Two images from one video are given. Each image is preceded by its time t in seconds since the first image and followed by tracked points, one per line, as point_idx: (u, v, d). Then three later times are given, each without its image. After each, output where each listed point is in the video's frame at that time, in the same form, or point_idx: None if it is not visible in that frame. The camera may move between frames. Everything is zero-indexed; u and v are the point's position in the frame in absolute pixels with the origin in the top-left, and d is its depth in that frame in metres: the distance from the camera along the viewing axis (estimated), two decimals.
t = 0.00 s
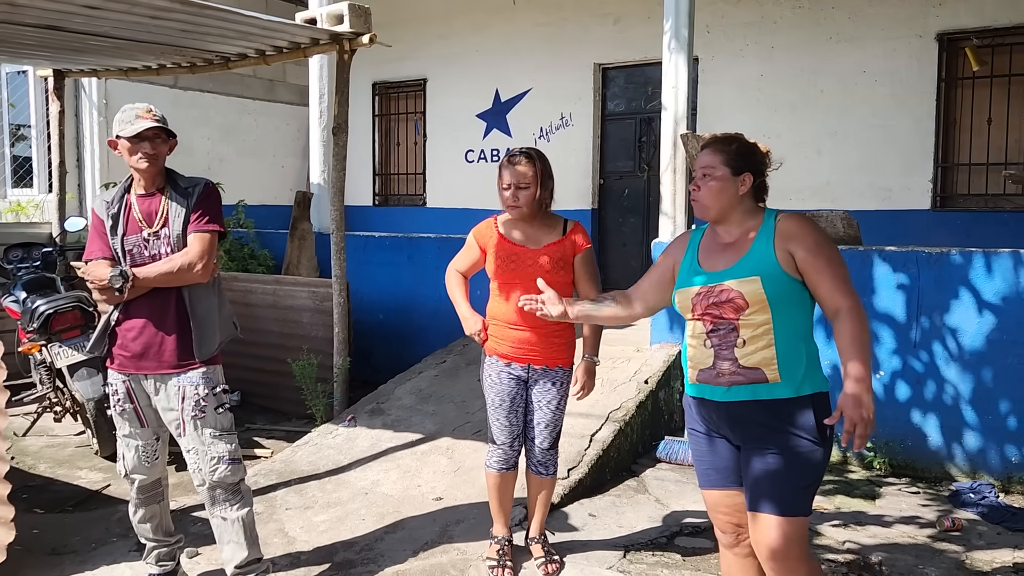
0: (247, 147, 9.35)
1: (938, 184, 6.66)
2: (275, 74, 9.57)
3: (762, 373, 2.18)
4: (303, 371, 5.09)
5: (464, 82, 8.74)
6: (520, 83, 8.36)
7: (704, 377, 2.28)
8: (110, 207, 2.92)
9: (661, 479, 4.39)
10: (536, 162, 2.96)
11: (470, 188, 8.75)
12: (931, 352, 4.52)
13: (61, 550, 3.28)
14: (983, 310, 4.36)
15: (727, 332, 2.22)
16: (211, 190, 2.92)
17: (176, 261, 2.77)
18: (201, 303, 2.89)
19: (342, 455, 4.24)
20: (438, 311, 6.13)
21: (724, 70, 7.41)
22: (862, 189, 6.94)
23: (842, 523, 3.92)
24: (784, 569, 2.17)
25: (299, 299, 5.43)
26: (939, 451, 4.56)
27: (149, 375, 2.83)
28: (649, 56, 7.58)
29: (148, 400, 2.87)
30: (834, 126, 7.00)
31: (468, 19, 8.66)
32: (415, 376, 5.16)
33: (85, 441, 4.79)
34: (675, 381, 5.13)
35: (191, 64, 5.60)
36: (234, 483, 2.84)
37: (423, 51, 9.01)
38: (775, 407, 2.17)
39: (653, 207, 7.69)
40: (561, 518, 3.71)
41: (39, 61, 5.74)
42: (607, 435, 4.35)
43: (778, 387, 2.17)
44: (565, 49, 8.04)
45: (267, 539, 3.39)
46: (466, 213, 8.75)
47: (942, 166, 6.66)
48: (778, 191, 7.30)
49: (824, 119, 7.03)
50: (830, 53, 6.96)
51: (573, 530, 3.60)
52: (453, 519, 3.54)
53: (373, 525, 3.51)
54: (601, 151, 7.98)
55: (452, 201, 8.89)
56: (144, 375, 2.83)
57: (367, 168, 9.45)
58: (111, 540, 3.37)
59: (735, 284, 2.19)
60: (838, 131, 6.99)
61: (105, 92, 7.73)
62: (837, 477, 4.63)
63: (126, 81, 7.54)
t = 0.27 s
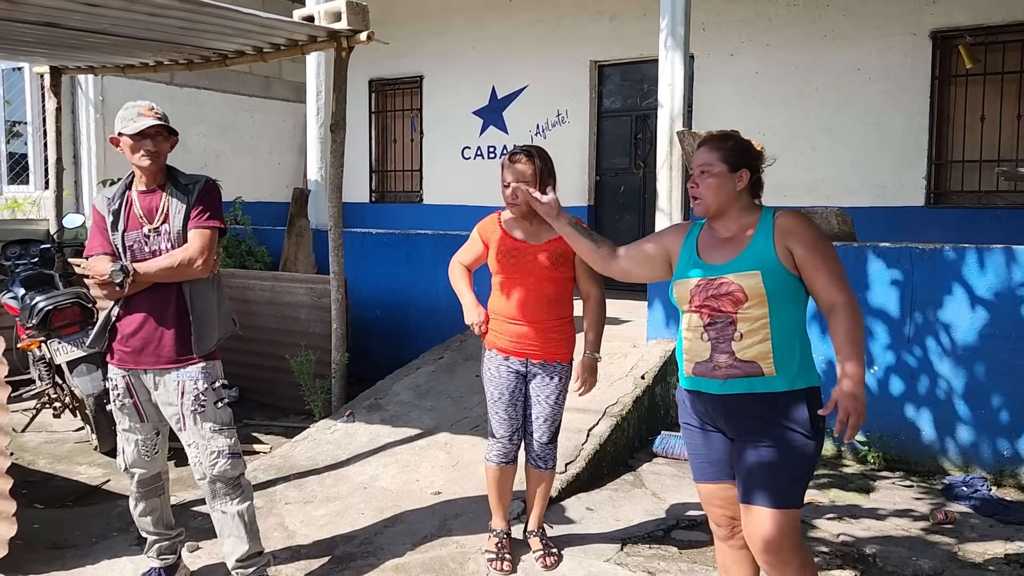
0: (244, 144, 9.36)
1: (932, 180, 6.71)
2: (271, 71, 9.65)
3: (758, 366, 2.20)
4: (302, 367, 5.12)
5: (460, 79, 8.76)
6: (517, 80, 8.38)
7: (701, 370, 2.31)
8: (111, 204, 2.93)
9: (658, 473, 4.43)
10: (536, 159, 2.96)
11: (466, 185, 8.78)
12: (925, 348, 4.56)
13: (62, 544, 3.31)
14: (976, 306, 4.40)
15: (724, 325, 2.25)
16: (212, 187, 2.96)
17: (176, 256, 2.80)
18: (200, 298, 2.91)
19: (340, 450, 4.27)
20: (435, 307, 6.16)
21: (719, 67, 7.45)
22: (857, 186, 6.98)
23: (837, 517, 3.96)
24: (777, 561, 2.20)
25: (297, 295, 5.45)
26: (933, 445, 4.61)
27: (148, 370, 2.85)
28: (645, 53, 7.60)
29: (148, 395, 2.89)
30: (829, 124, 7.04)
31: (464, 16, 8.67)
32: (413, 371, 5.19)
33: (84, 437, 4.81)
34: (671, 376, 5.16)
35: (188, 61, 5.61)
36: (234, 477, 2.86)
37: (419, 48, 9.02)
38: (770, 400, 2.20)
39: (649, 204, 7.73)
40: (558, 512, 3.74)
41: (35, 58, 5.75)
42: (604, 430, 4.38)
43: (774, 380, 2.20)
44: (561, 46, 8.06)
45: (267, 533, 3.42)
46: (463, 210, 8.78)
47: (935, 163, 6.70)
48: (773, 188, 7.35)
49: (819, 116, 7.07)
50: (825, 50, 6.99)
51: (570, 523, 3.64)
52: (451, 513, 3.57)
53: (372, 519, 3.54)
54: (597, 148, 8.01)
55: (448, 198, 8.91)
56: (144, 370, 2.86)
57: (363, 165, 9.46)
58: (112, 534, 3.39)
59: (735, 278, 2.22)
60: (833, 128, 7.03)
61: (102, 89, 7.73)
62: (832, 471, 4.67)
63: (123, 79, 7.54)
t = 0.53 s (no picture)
0: (239, 141, 9.35)
1: (925, 177, 6.74)
2: (265, 69, 9.62)
3: (749, 360, 2.23)
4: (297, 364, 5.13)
5: (455, 76, 8.76)
6: (511, 77, 8.39)
7: (693, 365, 2.34)
8: (107, 201, 2.95)
9: (651, 469, 4.45)
10: (534, 159, 2.98)
11: (461, 182, 8.79)
12: (916, 344, 4.59)
13: (57, 540, 3.32)
14: (967, 302, 4.43)
15: (715, 320, 2.28)
16: (207, 185, 2.96)
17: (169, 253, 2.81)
18: (195, 295, 2.92)
19: (335, 447, 4.28)
20: (429, 304, 6.17)
21: (713, 65, 7.47)
22: (850, 183, 7.01)
23: (829, 512, 3.99)
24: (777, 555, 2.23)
25: (292, 292, 5.46)
26: (924, 441, 4.64)
27: (143, 367, 2.86)
28: (639, 51, 7.62)
29: (142, 391, 2.90)
30: (822, 121, 7.07)
31: (459, 13, 8.68)
32: (407, 368, 5.21)
33: (79, 434, 4.81)
34: (665, 373, 5.19)
35: (183, 58, 5.61)
36: (229, 473, 2.88)
37: (414, 46, 9.03)
38: (763, 394, 2.22)
39: (643, 201, 7.75)
40: (552, 507, 3.77)
41: (29, 55, 5.73)
42: (598, 426, 4.40)
43: (765, 374, 2.22)
44: (555, 43, 8.07)
45: (263, 529, 3.43)
46: (458, 207, 8.79)
47: (928, 160, 6.74)
48: (767, 185, 7.37)
49: (812, 114, 7.10)
50: (818, 48, 7.02)
51: (564, 518, 3.66)
52: (446, 508, 3.59)
53: (367, 515, 3.56)
54: (592, 145, 8.03)
55: (443, 195, 8.92)
56: (139, 366, 2.87)
57: (358, 162, 9.46)
58: (107, 531, 3.40)
59: (723, 275, 2.25)
60: (826, 126, 7.06)
61: (96, 86, 7.71)
62: (824, 466, 4.71)
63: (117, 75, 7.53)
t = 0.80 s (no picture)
0: (234, 139, 9.36)
1: (918, 175, 6.77)
2: (260, 66, 9.62)
3: (746, 356, 2.25)
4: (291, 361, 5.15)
5: (450, 74, 8.77)
6: (507, 75, 8.40)
7: (691, 362, 2.36)
8: (101, 199, 2.97)
9: (644, 466, 4.48)
10: (532, 159, 3.02)
11: (456, 180, 8.80)
12: (907, 341, 4.62)
13: (51, 537, 3.33)
14: (958, 300, 4.46)
15: (711, 318, 2.30)
16: (201, 183, 2.96)
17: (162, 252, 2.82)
18: (189, 293, 2.93)
19: (329, 444, 4.30)
20: (424, 302, 6.19)
21: (708, 62, 7.49)
22: (843, 181, 7.04)
23: (820, 508, 4.02)
24: (790, 544, 2.29)
25: (287, 290, 5.48)
26: (915, 437, 4.67)
27: (136, 364, 2.87)
28: (634, 49, 7.64)
29: (136, 388, 2.92)
30: (816, 119, 7.09)
31: (454, 11, 8.68)
32: (402, 366, 5.22)
33: (73, 431, 4.82)
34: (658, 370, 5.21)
35: (177, 56, 5.62)
36: (223, 470, 2.90)
37: (409, 43, 9.03)
38: (762, 389, 2.25)
39: (638, 199, 7.78)
40: (545, 504, 3.79)
41: (23, 53, 5.73)
42: (591, 423, 4.43)
43: (762, 369, 2.25)
44: (550, 41, 8.09)
45: (256, 526, 3.45)
46: (453, 205, 8.81)
47: (921, 158, 6.77)
48: (761, 183, 7.39)
49: (806, 112, 7.12)
50: (813, 46, 7.04)
51: (556, 515, 3.68)
52: (438, 505, 3.61)
53: (361, 512, 3.58)
54: (587, 143, 8.04)
55: (438, 193, 8.93)
56: (132, 364, 2.88)
57: (353, 160, 9.46)
58: (101, 528, 3.42)
59: (719, 271, 2.28)
60: (820, 124, 7.08)
61: (91, 83, 7.71)
62: (817, 463, 4.74)
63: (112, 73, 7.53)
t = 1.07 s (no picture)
0: (231, 137, 9.37)
1: (913, 174, 6.79)
2: (257, 65, 9.63)
3: (770, 357, 2.35)
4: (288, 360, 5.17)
5: (447, 72, 8.78)
6: (503, 73, 8.40)
7: (715, 361, 2.45)
8: (97, 198, 2.97)
9: (638, 464, 4.49)
10: (531, 161, 3.02)
11: (453, 179, 8.81)
12: (900, 340, 4.64)
13: (47, 535, 3.35)
14: (951, 298, 4.48)
15: (737, 318, 2.40)
16: (198, 181, 2.98)
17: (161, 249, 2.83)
18: (186, 292, 2.94)
19: (325, 442, 4.32)
20: (420, 301, 6.21)
21: (704, 61, 7.50)
22: (838, 180, 7.06)
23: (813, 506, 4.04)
24: (806, 536, 2.40)
25: (283, 289, 5.49)
26: (908, 435, 4.69)
27: (134, 361, 2.89)
28: (629, 48, 7.65)
29: (133, 387, 2.93)
30: (811, 118, 7.11)
31: (451, 9, 8.69)
32: (398, 364, 5.24)
33: (69, 430, 4.84)
34: (653, 368, 5.23)
35: (174, 55, 5.63)
36: (219, 468, 2.91)
37: (405, 42, 9.04)
38: (784, 390, 2.35)
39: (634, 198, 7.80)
40: (539, 501, 3.81)
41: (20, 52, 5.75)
42: (585, 421, 4.44)
43: (784, 370, 2.35)
44: (546, 40, 8.10)
45: (251, 524, 3.47)
46: (450, 204, 8.83)
47: (916, 157, 6.79)
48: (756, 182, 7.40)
49: (801, 111, 7.15)
50: (808, 45, 7.06)
51: (550, 513, 3.70)
52: (433, 503, 3.63)
53: (356, 510, 3.60)
54: (583, 141, 8.06)
55: (435, 191, 8.95)
56: (130, 362, 2.89)
57: (350, 158, 9.46)
58: (97, 526, 3.43)
59: (746, 273, 2.37)
60: (815, 123, 7.10)
61: (87, 82, 7.72)
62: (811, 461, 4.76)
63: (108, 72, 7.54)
